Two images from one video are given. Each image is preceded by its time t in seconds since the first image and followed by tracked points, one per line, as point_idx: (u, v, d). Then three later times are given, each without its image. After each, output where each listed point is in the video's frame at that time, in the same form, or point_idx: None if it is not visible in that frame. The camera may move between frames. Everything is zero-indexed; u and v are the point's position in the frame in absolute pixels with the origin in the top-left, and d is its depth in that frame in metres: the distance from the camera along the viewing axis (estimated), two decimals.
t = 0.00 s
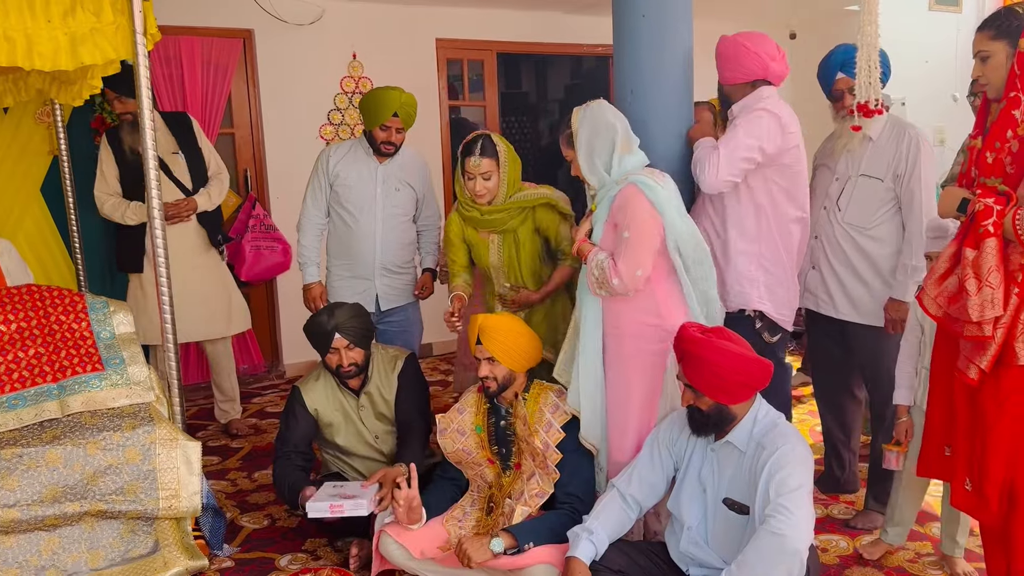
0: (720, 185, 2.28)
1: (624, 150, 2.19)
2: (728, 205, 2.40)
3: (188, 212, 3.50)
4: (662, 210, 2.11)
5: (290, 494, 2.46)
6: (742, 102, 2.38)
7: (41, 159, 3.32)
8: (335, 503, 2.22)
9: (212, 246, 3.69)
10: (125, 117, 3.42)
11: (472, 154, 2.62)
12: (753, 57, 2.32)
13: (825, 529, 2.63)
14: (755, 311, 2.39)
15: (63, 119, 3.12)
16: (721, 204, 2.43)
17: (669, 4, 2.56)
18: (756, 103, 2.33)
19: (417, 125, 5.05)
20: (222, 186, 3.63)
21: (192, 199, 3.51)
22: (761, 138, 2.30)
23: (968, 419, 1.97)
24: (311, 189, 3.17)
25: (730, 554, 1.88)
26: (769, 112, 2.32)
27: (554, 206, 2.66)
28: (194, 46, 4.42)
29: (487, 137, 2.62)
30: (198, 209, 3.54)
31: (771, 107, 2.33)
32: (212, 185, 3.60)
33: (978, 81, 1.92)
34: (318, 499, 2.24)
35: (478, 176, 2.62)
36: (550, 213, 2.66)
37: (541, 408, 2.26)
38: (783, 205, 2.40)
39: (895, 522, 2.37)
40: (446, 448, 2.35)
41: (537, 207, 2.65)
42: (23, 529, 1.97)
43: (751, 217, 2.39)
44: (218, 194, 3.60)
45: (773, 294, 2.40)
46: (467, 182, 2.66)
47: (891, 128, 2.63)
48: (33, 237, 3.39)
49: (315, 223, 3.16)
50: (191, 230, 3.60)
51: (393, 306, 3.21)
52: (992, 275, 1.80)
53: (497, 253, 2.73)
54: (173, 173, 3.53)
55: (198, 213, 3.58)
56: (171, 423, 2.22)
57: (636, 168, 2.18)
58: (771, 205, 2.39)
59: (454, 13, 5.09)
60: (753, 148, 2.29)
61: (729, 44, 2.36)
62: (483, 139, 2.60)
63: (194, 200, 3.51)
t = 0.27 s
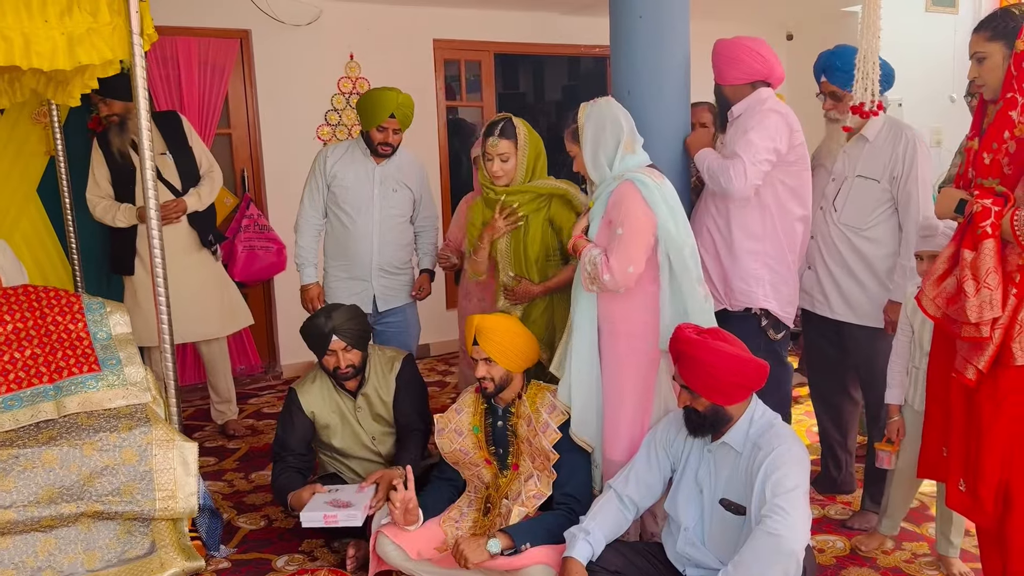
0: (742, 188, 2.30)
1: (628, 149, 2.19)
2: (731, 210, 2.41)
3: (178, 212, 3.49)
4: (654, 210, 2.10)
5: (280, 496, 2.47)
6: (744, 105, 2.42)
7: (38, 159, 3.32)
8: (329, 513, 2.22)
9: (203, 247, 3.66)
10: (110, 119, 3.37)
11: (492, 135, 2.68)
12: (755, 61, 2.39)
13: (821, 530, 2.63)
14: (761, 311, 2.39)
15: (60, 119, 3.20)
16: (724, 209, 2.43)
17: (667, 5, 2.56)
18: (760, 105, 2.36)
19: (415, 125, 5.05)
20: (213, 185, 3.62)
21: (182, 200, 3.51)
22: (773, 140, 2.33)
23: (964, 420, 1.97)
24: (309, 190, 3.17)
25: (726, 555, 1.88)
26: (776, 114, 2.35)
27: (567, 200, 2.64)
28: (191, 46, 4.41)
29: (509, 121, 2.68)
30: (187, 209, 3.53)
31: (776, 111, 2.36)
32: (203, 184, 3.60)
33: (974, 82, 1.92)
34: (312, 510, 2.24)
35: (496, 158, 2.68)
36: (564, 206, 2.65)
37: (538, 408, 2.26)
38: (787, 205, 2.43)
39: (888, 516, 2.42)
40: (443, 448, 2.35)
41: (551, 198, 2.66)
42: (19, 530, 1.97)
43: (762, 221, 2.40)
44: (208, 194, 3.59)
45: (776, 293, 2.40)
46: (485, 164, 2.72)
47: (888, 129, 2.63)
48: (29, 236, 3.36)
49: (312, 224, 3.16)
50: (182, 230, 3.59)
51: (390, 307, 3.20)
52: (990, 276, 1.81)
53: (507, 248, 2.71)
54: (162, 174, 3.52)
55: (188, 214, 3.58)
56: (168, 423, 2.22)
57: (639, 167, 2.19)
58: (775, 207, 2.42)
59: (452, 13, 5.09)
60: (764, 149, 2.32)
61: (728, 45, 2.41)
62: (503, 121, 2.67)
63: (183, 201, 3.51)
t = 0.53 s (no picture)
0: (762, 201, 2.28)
1: (627, 149, 2.18)
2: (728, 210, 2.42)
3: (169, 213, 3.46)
4: (648, 209, 2.10)
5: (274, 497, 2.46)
6: (742, 110, 2.44)
7: (34, 159, 3.31)
8: (329, 509, 2.21)
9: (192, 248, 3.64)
10: (105, 119, 3.38)
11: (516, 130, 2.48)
12: (753, 63, 2.42)
13: (818, 530, 2.63)
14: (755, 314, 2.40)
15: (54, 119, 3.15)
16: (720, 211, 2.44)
17: (664, 6, 2.56)
18: (763, 111, 2.37)
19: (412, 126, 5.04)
20: (205, 186, 3.60)
21: (172, 201, 3.46)
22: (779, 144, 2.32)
23: (961, 421, 1.97)
24: (306, 191, 3.17)
25: (723, 556, 1.88)
26: (775, 117, 2.37)
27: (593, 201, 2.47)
28: (188, 46, 4.41)
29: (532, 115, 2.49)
30: (177, 211, 3.50)
31: (771, 114, 2.37)
32: (194, 185, 3.57)
33: (971, 82, 1.92)
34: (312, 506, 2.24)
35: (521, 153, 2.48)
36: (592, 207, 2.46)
37: (535, 409, 2.26)
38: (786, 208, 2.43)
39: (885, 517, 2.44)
40: (440, 449, 2.34)
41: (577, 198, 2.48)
42: (13, 531, 1.96)
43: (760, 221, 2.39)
44: (199, 195, 3.56)
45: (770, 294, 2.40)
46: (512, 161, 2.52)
47: (884, 130, 2.62)
48: (25, 236, 3.33)
49: (309, 225, 3.16)
50: (173, 231, 3.58)
51: (387, 308, 3.20)
52: (989, 277, 1.81)
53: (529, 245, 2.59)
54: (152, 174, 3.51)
55: (178, 214, 3.55)
56: (164, 424, 2.21)
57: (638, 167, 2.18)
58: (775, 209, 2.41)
59: (449, 14, 5.09)
60: (775, 156, 2.32)
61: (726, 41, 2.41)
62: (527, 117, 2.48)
63: (173, 203, 3.47)
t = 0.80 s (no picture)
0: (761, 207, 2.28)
1: (628, 150, 2.18)
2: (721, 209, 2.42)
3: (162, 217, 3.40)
4: (654, 211, 2.10)
5: (271, 494, 2.46)
6: (743, 110, 2.43)
7: (29, 160, 3.31)
8: (342, 504, 2.24)
9: (186, 250, 3.63)
10: (103, 118, 3.38)
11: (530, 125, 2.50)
12: (754, 62, 2.39)
13: (815, 531, 2.63)
14: (755, 314, 2.39)
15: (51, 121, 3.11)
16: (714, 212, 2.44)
17: (660, 6, 2.56)
18: (769, 112, 2.36)
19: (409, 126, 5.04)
20: (201, 187, 3.60)
21: (166, 202, 3.42)
22: (786, 148, 2.31)
23: (957, 421, 1.98)
24: (303, 191, 3.16)
25: (720, 556, 1.88)
26: (780, 119, 2.35)
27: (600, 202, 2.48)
28: (184, 47, 4.41)
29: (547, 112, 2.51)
30: (170, 213, 3.45)
31: (773, 115, 2.36)
32: (190, 186, 3.57)
33: (968, 82, 1.92)
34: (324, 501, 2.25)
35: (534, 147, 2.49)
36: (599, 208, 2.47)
37: (532, 409, 2.26)
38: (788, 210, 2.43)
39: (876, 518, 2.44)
40: (437, 450, 2.33)
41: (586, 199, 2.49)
42: (9, 532, 1.95)
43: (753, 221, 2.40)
44: (193, 196, 3.55)
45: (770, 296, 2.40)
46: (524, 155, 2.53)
47: (879, 130, 2.63)
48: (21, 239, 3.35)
49: (306, 225, 3.16)
50: (167, 231, 3.57)
51: (385, 309, 3.20)
52: (982, 277, 1.81)
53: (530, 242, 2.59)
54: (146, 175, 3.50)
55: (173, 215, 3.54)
56: (160, 425, 2.21)
57: (643, 168, 2.19)
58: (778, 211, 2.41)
59: (445, 14, 5.09)
60: (783, 159, 2.30)
61: (727, 39, 2.36)
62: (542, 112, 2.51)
63: (167, 204, 3.42)
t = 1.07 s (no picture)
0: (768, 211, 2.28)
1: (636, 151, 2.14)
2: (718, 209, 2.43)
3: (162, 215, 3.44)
4: (680, 211, 2.09)
5: (269, 488, 2.48)
6: (745, 113, 2.42)
7: (26, 160, 3.30)
8: (341, 503, 2.23)
9: (185, 251, 3.62)
10: (105, 119, 3.37)
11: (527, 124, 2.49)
12: (757, 63, 2.39)
13: (812, 531, 2.63)
14: (761, 315, 2.40)
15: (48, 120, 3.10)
16: (712, 212, 2.45)
17: (658, 6, 2.56)
18: (776, 117, 2.35)
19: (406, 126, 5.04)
20: (199, 189, 3.61)
21: (166, 201, 3.46)
22: (793, 152, 2.30)
23: (954, 421, 1.98)
24: (303, 191, 3.17)
25: (717, 556, 1.88)
26: (786, 123, 2.34)
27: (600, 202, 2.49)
28: (181, 47, 4.40)
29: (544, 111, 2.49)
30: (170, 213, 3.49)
31: (777, 118, 2.34)
32: (189, 187, 3.58)
33: (964, 82, 1.92)
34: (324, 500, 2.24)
35: (531, 146, 2.48)
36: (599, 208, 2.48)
37: (530, 409, 2.26)
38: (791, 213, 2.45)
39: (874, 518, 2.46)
40: (434, 449, 2.33)
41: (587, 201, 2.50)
42: (5, 534, 1.95)
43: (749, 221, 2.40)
44: (192, 197, 3.57)
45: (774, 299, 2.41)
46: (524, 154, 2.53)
47: (874, 130, 2.63)
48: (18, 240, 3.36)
49: (306, 224, 3.16)
50: (164, 232, 3.56)
51: (384, 310, 3.19)
52: (982, 276, 1.82)
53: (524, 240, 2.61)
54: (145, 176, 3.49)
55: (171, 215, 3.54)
56: (157, 425, 2.20)
57: (650, 168, 2.17)
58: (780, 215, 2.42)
59: (443, 14, 5.08)
60: (795, 166, 2.30)
61: (733, 40, 2.34)
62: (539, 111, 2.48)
63: (167, 203, 3.46)
